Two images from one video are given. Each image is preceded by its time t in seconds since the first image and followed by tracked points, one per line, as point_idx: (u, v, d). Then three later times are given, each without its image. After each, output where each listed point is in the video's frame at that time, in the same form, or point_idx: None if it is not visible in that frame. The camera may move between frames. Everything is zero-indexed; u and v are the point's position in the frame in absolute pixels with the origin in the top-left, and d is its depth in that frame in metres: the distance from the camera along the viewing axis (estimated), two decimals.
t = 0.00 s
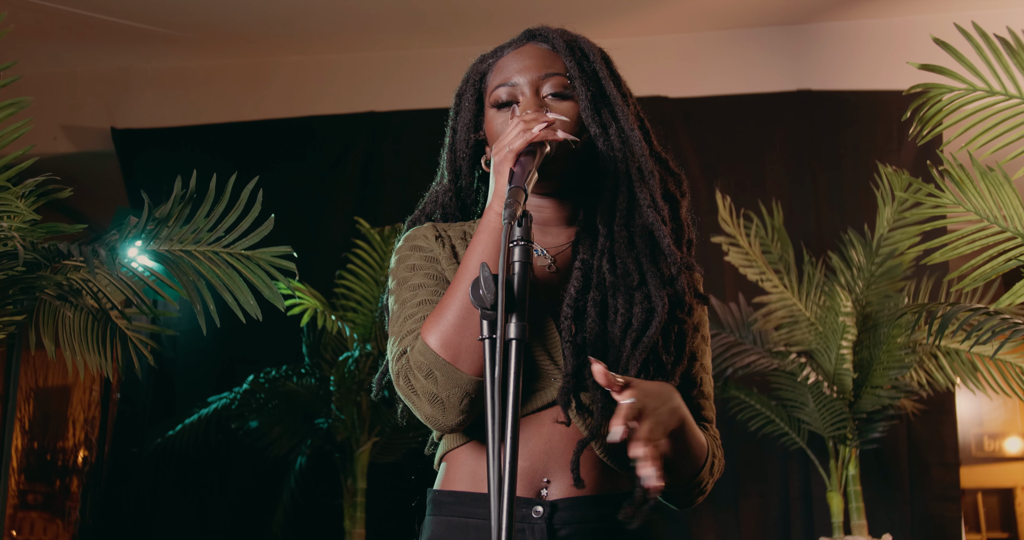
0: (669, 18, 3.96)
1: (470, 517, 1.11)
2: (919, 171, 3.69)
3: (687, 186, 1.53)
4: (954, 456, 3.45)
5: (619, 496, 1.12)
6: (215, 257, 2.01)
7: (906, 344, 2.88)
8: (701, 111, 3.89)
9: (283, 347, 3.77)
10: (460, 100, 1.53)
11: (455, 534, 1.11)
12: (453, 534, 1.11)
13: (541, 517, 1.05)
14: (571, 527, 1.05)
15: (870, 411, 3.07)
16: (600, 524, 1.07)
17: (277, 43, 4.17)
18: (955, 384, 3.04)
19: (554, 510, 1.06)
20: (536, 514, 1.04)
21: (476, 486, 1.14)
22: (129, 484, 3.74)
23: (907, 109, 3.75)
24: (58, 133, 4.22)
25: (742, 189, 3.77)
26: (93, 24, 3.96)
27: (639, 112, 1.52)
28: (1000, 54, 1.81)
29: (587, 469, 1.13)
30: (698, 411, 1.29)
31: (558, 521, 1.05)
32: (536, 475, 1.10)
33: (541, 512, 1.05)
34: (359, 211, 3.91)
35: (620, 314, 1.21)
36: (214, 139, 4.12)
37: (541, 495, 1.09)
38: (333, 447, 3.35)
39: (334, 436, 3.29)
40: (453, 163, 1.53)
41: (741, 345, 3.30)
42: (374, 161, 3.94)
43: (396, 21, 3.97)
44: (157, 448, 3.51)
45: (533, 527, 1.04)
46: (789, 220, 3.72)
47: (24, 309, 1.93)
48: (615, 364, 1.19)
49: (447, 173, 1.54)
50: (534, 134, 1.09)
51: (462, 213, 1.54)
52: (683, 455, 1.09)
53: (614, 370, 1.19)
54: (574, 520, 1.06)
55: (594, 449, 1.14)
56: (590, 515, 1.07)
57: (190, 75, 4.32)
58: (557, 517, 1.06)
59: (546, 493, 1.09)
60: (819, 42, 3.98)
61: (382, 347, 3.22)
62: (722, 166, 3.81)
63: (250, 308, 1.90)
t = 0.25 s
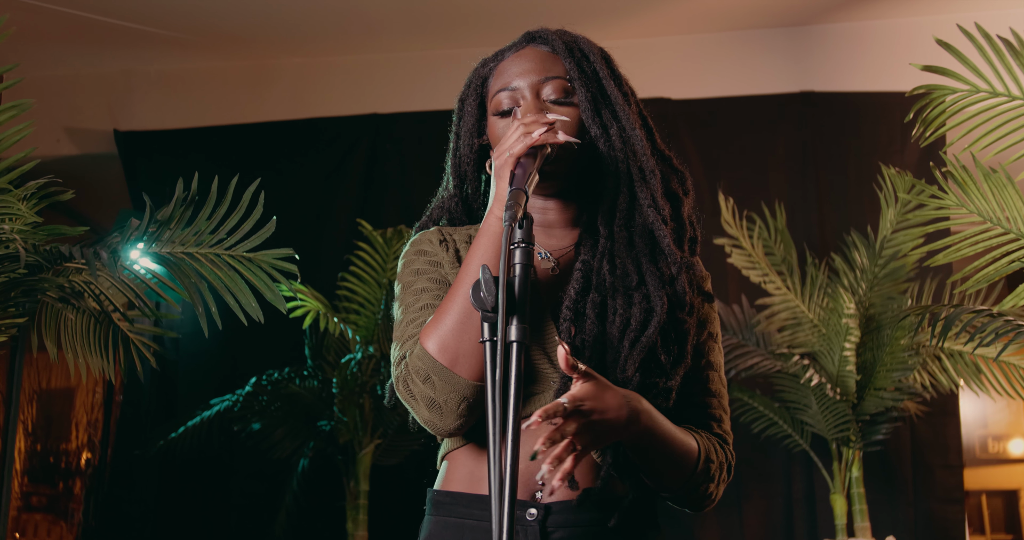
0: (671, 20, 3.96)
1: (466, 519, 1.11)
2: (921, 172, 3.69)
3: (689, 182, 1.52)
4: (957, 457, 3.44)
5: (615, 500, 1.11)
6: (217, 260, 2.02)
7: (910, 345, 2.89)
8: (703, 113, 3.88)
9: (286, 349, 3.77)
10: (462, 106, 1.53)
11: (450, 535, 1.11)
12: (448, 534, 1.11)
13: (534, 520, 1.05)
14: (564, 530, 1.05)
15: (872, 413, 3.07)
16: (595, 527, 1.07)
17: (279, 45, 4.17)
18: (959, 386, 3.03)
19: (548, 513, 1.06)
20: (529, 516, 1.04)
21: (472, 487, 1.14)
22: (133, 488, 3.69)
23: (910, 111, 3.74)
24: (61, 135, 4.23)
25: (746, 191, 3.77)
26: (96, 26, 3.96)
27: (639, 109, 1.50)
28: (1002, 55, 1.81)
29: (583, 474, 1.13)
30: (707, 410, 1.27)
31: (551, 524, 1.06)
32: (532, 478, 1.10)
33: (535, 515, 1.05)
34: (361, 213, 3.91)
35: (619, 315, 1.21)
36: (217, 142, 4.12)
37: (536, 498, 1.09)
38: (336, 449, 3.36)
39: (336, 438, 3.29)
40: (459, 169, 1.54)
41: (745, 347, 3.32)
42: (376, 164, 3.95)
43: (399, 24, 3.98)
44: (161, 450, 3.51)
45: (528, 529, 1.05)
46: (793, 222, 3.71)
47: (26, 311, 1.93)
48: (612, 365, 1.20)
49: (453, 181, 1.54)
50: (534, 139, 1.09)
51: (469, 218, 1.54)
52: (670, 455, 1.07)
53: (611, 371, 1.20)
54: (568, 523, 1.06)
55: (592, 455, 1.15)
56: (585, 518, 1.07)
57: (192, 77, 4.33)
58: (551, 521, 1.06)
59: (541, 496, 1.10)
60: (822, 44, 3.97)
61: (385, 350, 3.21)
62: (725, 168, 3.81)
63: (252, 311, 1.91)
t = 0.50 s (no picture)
0: (673, 18, 3.95)
1: (463, 516, 1.11)
2: (924, 171, 3.68)
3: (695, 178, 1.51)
4: (959, 456, 3.43)
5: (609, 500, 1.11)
6: (218, 259, 2.02)
7: (912, 344, 2.90)
8: (705, 112, 3.88)
9: (288, 348, 3.77)
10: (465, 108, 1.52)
11: (447, 532, 1.11)
12: (445, 532, 1.11)
13: (526, 518, 1.06)
14: (554, 529, 1.06)
15: (875, 412, 3.07)
16: (588, 526, 1.07)
17: (281, 45, 4.17)
18: (961, 384, 3.03)
19: (539, 512, 1.07)
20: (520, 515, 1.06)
21: (470, 485, 1.14)
22: (135, 488, 3.66)
23: (912, 109, 3.74)
24: (63, 135, 4.23)
25: (748, 190, 3.77)
26: (98, 26, 3.97)
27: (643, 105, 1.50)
28: (1005, 54, 1.80)
29: (574, 470, 1.12)
30: (715, 409, 1.27)
31: (542, 522, 1.06)
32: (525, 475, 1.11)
33: (527, 514, 1.07)
34: (363, 212, 3.91)
35: (614, 311, 1.21)
36: (218, 141, 4.13)
37: (527, 495, 1.09)
38: (338, 448, 3.36)
39: (339, 437, 3.30)
40: (464, 172, 1.54)
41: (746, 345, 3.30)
42: (378, 163, 3.95)
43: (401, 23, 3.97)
44: (164, 449, 3.52)
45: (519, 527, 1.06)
46: (795, 221, 3.71)
47: (28, 310, 1.95)
48: (607, 361, 1.21)
49: (459, 185, 1.54)
50: (534, 141, 1.10)
51: (476, 221, 1.53)
52: (662, 455, 1.07)
53: (605, 367, 1.21)
54: (560, 522, 1.07)
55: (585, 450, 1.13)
56: (578, 518, 1.07)
57: (194, 77, 4.33)
58: (541, 519, 1.07)
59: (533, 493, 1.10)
60: (824, 42, 3.97)
61: (387, 349, 3.22)
62: (726, 167, 3.81)
63: (253, 310, 1.91)
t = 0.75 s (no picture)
0: (676, 16, 3.95)
1: (462, 513, 1.11)
2: (926, 168, 3.68)
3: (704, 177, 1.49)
4: (961, 453, 3.44)
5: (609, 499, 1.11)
6: (221, 257, 2.02)
7: (913, 342, 2.90)
8: (707, 109, 3.88)
9: (290, 345, 3.78)
10: (474, 108, 1.54)
11: (447, 528, 1.11)
12: (445, 527, 1.12)
13: (520, 515, 1.07)
14: (548, 526, 1.07)
15: (876, 410, 3.07)
16: (585, 524, 1.07)
17: (284, 42, 4.18)
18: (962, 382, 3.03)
19: (533, 509, 1.08)
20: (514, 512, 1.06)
21: (469, 480, 1.14)
22: (140, 484, 3.69)
23: (914, 107, 3.74)
24: (66, 132, 4.24)
25: (750, 187, 3.78)
26: (100, 23, 3.97)
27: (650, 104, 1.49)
28: (1006, 52, 1.80)
29: (575, 470, 1.13)
30: (721, 409, 1.28)
31: (536, 519, 1.07)
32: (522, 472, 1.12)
33: (521, 511, 1.07)
34: (365, 210, 3.92)
35: (612, 308, 1.22)
36: (221, 139, 4.13)
37: (525, 491, 1.10)
38: (340, 445, 3.38)
39: (341, 434, 3.31)
40: (473, 172, 1.55)
41: (748, 343, 3.36)
42: (380, 161, 3.96)
43: (403, 20, 3.98)
44: (166, 446, 3.53)
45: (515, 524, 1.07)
46: (797, 218, 3.71)
47: (31, 308, 1.96)
48: (603, 358, 1.21)
49: (469, 188, 1.56)
50: (531, 143, 1.10)
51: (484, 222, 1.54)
52: (661, 451, 1.06)
53: (602, 365, 1.21)
54: (556, 520, 1.07)
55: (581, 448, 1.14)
56: (577, 516, 1.08)
57: (197, 74, 4.33)
58: (536, 517, 1.08)
59: (531, 490, 1.11)
60: (827, 40, 3.97)
61: (389, 346, 3.23)
62: (729, 164, 3.81)
63: (256, 308, 1.91)
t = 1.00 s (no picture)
0: (678, 13, 3.95)
1: (466, 509, 1.12)
2: (928, 165, 3.68)
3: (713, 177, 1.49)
4: (962, 450, 3.45)
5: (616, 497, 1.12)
6: (226, 256, 2.04)
7: (916, 339, 2.90)
8: (710, 106, 3.88)
9: (293, 342, 3.79)
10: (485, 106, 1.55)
11: (452, 524, 1.12)
12: (450, 524, 1.13)
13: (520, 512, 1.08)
14: (549, 523, 1.08)
15: (878, 406, 3.08)
16: (592, 522, 1.08)
17: (287, 40, 4.18)
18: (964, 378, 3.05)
19: (534, 506, 1.09)
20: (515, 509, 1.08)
21: (474, 477, 1.15)
22: (144, 481, 3.74)
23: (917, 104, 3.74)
24: (69, 131, 4.24)
25: (752, 184, 3.78)
26: (104, 21, 3.98)
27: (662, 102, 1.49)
28: (1009, 50, 1.81)
29: (579, 468, 1.13)
30: (727, 409, 1.28)
31: (537, 516, 1.08)
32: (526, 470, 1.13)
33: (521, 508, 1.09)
34: (368, 207, 3.93)
35: (614, 306, 1.23)
36: (224, 137, 4.14)
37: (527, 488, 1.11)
38: (344, 442, 3.37)
39: (345, 431, 3.32)
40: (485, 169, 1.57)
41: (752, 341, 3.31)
42: (383, 159, 3.96)
43: (406, 18, 3.99)
44: (171, 443, 3.54)
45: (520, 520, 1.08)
46: (799, 216, 3.72)
47: (37, 306, 1.96)
48: (606, 355, 1.22)
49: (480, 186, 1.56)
50: (534, 144, 1.11)
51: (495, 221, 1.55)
52: (665, 449, 1.07)
53: (604, 362, 1.22)
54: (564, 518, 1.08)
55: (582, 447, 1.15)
56: (585, 513, 1.09)
57: (199, 72, 4.34)
58: (536, 514, 1.09)
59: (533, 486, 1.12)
60: (829, 37, 3.97)
61: (392, 343, 3.20)
62: (731, 161, 3.81)
63: (261, 306, 1.93)
